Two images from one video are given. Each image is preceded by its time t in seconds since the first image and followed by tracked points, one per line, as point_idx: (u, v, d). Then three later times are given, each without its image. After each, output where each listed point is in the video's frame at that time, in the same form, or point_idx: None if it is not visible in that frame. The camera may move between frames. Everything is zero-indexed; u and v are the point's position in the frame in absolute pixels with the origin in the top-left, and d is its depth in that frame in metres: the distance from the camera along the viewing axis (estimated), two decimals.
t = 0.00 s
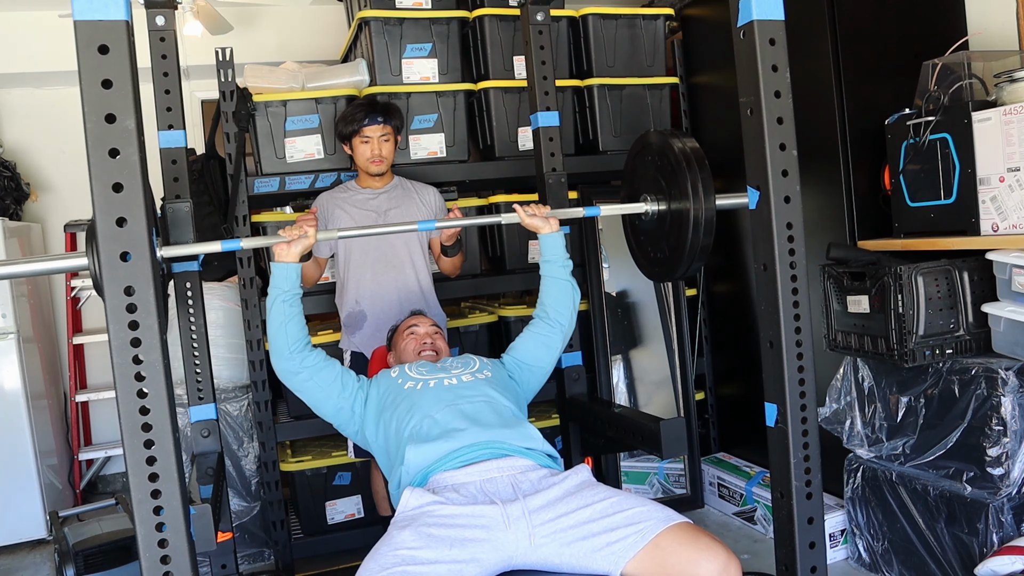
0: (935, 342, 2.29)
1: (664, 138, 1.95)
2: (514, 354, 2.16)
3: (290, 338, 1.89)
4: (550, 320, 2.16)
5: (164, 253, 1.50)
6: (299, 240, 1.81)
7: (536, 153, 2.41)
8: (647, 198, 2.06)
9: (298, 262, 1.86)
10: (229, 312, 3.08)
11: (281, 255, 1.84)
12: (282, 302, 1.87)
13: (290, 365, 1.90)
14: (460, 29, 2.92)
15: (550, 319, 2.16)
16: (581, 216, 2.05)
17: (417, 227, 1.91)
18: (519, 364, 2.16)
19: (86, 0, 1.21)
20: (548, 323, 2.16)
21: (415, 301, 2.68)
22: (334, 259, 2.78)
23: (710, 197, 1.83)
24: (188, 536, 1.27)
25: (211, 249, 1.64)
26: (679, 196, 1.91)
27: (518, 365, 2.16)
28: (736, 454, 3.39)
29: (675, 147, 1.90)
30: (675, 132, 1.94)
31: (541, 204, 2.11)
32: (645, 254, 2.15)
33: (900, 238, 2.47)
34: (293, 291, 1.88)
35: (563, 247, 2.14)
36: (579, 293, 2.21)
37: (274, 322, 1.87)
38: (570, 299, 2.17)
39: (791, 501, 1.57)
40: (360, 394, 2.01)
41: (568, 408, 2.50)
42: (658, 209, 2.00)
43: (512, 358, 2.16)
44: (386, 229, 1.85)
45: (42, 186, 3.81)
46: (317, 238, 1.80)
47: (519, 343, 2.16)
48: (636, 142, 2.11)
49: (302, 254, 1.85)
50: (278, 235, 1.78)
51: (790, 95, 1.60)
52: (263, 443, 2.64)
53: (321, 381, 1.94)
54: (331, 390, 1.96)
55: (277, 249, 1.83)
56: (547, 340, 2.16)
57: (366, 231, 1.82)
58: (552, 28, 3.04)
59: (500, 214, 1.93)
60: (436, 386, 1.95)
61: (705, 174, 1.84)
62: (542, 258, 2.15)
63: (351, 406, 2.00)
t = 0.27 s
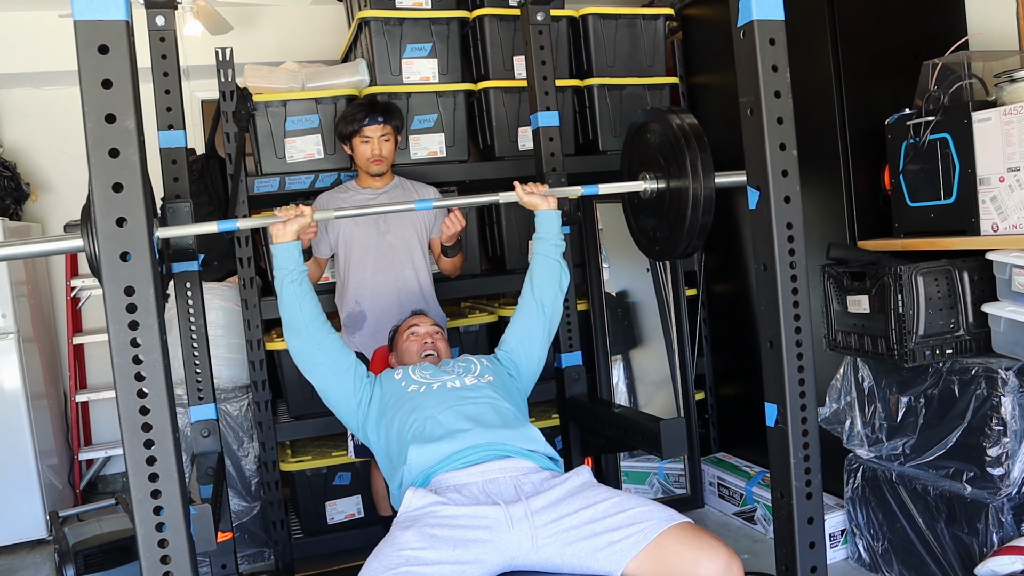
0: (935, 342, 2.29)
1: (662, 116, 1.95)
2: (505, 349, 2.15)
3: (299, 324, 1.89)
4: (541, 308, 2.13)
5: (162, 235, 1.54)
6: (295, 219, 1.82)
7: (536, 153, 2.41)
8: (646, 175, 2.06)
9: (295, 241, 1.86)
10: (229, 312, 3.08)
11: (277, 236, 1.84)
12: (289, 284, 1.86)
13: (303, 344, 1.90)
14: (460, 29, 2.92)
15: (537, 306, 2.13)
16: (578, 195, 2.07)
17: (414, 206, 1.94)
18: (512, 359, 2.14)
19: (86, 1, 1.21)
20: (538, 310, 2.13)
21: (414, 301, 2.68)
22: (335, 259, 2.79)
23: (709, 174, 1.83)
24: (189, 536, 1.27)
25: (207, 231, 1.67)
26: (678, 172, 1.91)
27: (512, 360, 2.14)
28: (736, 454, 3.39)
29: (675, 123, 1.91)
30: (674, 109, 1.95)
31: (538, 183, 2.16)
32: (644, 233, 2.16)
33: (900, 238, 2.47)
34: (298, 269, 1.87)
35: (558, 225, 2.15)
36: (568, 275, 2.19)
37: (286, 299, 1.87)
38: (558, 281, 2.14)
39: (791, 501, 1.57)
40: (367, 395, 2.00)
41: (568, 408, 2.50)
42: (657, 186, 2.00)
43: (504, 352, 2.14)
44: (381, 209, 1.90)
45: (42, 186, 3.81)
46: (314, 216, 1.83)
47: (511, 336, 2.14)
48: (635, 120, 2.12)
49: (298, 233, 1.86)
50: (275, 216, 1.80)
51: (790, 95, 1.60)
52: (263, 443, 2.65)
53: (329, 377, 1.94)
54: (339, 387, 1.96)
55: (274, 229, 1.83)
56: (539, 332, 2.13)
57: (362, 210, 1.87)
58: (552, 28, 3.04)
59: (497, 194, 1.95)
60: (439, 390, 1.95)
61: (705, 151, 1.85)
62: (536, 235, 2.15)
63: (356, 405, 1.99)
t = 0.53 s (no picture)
0: (935, 342, 2.29)
1: (661, 110, 1.95)
2: (498, 349, 2.16)
3: (305, 318, 1.89)
4: (533, 305, 2.14)
5: (158, 228, 1.59)
6: (291, 213, 1.82)
7: (536, 153, 2.41)
8: (644, 169, 2.06)
9: (292, 236, 1.85)
10: (229, 312, 3.08)
11: (274, 232, 1.83)
12: (293, 278, 1.86)
13: (309, 339, 1.91)
14: (460, 29, 2.92)
15: (527, 303, 2.13)
16: (577, 190, 2.08)
17: (411, 201, 1.94)
18: (506, 359, 2.15)
19: (86, 1, 1.21)
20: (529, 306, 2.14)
21: (414, 301, 2.68)
22: (335, 259, 2.80)
23: (708, 169, 1.83)
24: (189, 536, 1.27)
25: (203, 225, 1.67)
26: (676, 167, 1.91)
27: (506, 359, 2.15)
28: (736, 454, 3.39)
29: (673, 117, 1.91)
30: (672, 103, 1.95)
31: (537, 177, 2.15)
32: (641, 227, 2.16)
33: (900, 238, 2.47)
34: (299, 263, 1.87)
35: (553, 220, 2.14)
36: (558, 269, 2.20)
37: (293, 295, 1.87)
38: (549, 275, 2.14)
39: (791, 501, 1.57)
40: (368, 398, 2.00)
41: (568, 408, 2.50)
42: (655, 180, 2.00)
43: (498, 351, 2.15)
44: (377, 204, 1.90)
45: (42, 186, 3.81)
46: (310, 210, 1.83)
47: (504, 334, 2.16)
48: (632, 113, 2.12)
49: (295, 228, 1.85)
50: (270, 211, 1.80)
51: (790, 95, 1.60)
52: (263, 443, 2.65)
53: (330, 376, 1.94)
54: (341, 387, 1.96)
55: (269, 224, 1.82)
56: (532, 331, 2.14)
57: (358, 205, 1.87)
58: (553, 28, 3.04)
59: (494, 188, 1.94)
60: (438, 394, 1.95)
61: (703, 146, 1.85)
62: (530, 229, 2.14)
63: (358, 408, 1.99)
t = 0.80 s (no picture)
0: (935, 342, 2.29)
1: (660, 111, 1.95)
2: (499, 350, 2.16)
3: (303, 322, 1.89)
4: (533, 306, 2.14)
5: (158, 231, 1.59)
6: (289, 216, 1.81)
7: (536, 153, 2.41)
8: (643, 171, 2.06)
9: (290, 239, 1.85)
10: (229, 312, 3.08)
11: (273, 234, 1.83)
12: (291, 281, 1.86)
13: (308, 343, 1.91)
14: (460, 29, 2.92)
15: (528, 304, 2.13)
16: (576, 191, 2.07)
17: (411, 202, 1.93)
18: (506, 360, 2.15)
19: (86, 1, 1.21)
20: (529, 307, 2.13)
21: (414, 301, 2.68)
22: (336, 260, 2.80)
23: (707, 171, 1.83)
24: (188, 536, 1.27)
25: (201, 228, 1.67)
26: (675, 168, 1.91)
27: (507, 361, 2.15)
28: (736, 454, 3.39)
29: (671, 119, 1.91)
30: (671, 104, 1.95)
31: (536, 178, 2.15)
32: (640, 229, 2.16)
33: (900, 238, 2.47)
34: (298, 265, 1.87)
35: (553, 221, 2.14)
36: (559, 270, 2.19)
37: (291, 298, 1.87)
38: (550, 276, 2.14)
39: (791, 501, 1.57)
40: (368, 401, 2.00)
41: (568, 408, 2.50)
42: (653, 182, 2.00)
43: (499, 353, 2.15)
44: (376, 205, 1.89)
45: (42, 186, 3.81)
46: (308, 213, 1.82)
47: (504, 335, 2.15)
48: (631, 114, 2.11)
49: (293, 230, 1.85)
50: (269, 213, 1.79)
51: (790, 95, 1.60)
52: (263, 443, 2.65)
53: (330, 379, 1.94)
54: (340, 390, 1.96)
55: (268, 227, 1.82)
56: (533, 332, 2.14)
57: (356, 207, 1.86)
58: (553, 28, 3.04)
59: (494, 189, 1.94)
60: (438, 396, 1.95)
61: (702, 147, 1.85)
62: (530, 231, 2.14)
63: (357, 411, 1.99)
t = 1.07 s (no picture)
0: (936, 342, 2.29)
1: (658, 112, 1.94)
2: (501, 351, 2.15)
3: (303, 323, 1.89)
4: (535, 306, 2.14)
5: (158, 232, 1.58)
6: (289, 217, 1.81)
7: (536, 153, 2.41)
8: (641, 171, 2.06)
9: (291, 239, 1.85)
10: (229, 312, 3.07)
11: (273, 235, 1.83)
12: (291, 282, 1.86)
13: (308, 345, 1.90)
14: (460, 29, 2.92)
15: (530, 304, 2.13)
16: (574, 192, 2.07)
17: (410, 203, 1.91)
18: (507, 360, 2.15)
19: (86, 0, 1.21)
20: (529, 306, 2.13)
21: (414, 302, 2.68)
22: (336, 260, 2.79)
23: (706, 172, 1.83)
24: (189, 536, 1.27)
25: (202, 229, 1.67)
26: (674, 168, 1.91)
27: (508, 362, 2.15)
28: (736, 454, 3.39)
29: (670, 119, 1.90)
30: (669, 104, 1.94)
31: (534, 179, 2.14)
32: (638, 230, 2.16)
33: (900, 238, 2.47)
34: (298, 267, 1.86)
35: (552, 222, 2.15)
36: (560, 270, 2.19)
37: (291, 299, 1.87)
38: (551, 276, 2.14)
39: (791, 501, 1.57)
40: (369, 402, 2.00)
41: (568, 408, 2.50)
42: (652, 182, 2.00)
43: (500, 355, 2.15)
44: (377, 206, 1.89)
45: (42, 186, 3.81)
46: (308, 213, 1.82)
47: (506, 336, 2.15)
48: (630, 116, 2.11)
49: (293, 231, 1.85)
50: (269, 214, 1.79)
51: (790, 95, 1.60)
52: (263, 443, 2.65)
53: (330, 380, 1.94)
54: (340, 391, 1.96)
55: (268, 228, 1.81)
56: (534, 333, 2.14)
57: (356, 208, 1.86)
58: (553, 28, 3.04)
59: (493, 190, 1.94)
60: (439, 398, 1.95)
61: (701, 148, 1.85)
62: (530, 232, 2.14)
63: (358, 411, 1.99)
